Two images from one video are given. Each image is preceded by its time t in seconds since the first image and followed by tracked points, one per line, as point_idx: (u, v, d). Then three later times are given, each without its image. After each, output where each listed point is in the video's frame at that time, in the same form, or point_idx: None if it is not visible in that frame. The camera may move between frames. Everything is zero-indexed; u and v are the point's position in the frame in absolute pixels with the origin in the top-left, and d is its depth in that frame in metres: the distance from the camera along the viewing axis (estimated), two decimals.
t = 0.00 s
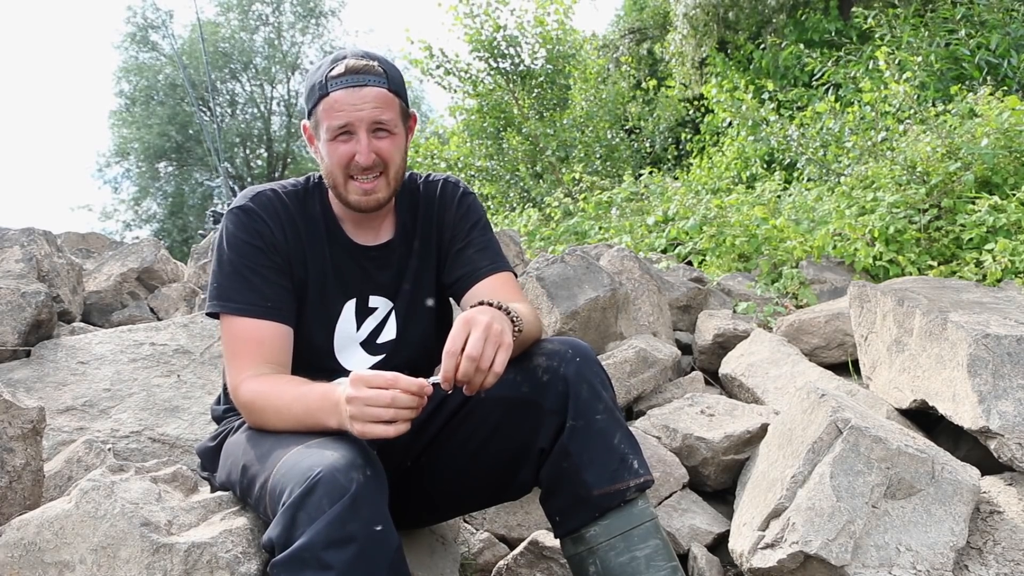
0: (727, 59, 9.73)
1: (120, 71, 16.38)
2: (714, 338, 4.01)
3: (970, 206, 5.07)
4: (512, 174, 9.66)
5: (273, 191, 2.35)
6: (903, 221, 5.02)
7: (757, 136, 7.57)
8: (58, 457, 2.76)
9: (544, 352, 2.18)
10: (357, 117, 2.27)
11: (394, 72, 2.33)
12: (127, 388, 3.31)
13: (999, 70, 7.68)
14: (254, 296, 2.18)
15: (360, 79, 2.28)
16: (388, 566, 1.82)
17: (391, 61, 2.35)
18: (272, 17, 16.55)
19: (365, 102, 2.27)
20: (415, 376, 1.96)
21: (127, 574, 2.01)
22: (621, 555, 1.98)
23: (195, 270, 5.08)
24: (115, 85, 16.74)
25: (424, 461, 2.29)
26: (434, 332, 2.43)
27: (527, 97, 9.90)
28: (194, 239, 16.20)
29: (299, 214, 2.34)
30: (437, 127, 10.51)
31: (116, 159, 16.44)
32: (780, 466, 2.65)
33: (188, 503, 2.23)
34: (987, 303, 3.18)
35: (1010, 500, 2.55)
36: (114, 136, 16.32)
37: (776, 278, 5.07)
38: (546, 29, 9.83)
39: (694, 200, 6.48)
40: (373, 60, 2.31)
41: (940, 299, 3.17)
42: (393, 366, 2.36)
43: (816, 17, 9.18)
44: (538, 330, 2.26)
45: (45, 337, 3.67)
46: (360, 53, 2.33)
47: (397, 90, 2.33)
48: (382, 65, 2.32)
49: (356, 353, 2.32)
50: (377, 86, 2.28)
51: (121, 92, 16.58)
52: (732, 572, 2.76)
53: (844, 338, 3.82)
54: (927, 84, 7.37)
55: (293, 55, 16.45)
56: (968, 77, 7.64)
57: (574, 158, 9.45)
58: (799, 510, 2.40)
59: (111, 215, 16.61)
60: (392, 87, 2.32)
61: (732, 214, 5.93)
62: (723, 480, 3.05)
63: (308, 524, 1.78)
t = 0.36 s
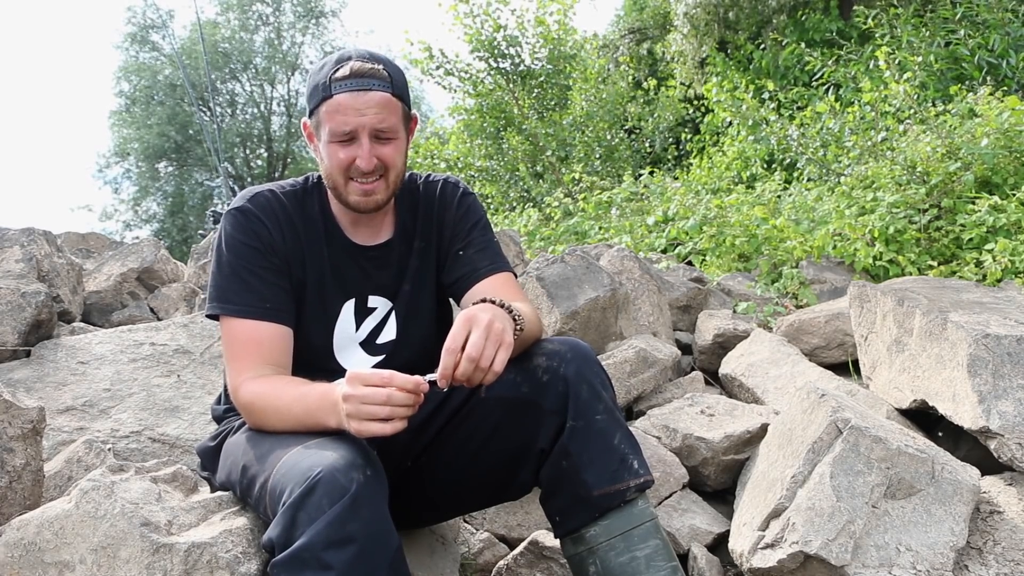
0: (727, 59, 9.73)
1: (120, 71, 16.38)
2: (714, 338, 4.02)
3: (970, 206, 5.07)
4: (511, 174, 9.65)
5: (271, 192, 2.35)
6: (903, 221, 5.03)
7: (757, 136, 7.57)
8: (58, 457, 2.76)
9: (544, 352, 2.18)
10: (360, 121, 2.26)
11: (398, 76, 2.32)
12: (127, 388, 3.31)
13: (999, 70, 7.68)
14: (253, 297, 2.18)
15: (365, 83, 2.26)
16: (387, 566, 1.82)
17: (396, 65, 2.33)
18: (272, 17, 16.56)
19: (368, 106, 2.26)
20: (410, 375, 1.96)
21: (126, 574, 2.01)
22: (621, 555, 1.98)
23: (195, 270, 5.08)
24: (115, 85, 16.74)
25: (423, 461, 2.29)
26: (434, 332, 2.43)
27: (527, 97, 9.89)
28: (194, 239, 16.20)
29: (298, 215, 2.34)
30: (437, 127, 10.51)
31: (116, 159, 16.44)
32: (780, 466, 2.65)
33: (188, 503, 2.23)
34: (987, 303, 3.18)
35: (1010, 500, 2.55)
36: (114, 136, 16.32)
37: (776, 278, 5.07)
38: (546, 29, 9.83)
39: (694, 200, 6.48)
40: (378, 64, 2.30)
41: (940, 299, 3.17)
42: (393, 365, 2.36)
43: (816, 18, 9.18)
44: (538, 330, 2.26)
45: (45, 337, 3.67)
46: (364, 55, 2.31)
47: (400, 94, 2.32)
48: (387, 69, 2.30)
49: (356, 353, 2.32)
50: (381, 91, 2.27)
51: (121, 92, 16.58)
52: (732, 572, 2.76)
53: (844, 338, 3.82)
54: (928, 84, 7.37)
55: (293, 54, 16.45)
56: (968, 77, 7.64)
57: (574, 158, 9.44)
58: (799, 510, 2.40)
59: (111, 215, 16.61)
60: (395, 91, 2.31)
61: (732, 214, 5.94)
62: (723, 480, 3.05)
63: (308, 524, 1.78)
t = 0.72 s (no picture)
0: (727, 59, 9.74)
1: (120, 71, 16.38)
2: (714, 338, 4.02)
3: (970, 206, 5.07)
4: (511, 174, 9.64)
5: (269, 193, 2.35)
6: (903, 221, 5.03)
7: (758, 136, 7.57)
8: (58, 457, 2.76)
9: (545, 352, 2.18)
10: (356, 120, 2.26)
11: (393, 74, 2.32)
12: (127, 388, 3.31)
13: (999, 70, 7.68)
14: (250, 298, 2.18)
15: (360, 81, 2.27)
16: (387, 566, 1.82)
17: (390, 63, 2.34)
18: (272, 17, 16.56)
19: (365, 104, 2.26)
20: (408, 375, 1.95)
21: (127, 574, 2.01)
22: (621, 555, 1.98)
23: (195, 270, 5.08)
24: (115, 85, 16.74)
25: (424, 461, 2.29)
26: (433, 332, 2.43)
27: (527, 97, 9.90)
28: (193, 239, 16.20)
29: (296, 216, 2.34)
30: (437, 127, 10.51)
31: (116, 159, 16.44)
32: (780, 466, 2.65)
33: (188, 503, 2.23)
34: (987, 303, 3.18)
35: (1010, 500, 2.55)
36: (114, 136, 16.32)
37: (776, 278, 5.07)
38: (546, 29, 9.83)
39: (694, 200, 6.48)
40: (372, 63, 2.30)
41: (940, 298, 3.17)
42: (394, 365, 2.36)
43: (816, 18, 9.18)
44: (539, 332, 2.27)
45: (45, 337, 3.67)
46: (358, 55, 2.32)
47: (395, 92, 2.32)
48: (382, 68, 2.31)
49: (356, 353, 2.33)
50: (377, 88, 2.27)
51: (121, 93, 16.58)
52: (732, 572, 2.76)
53: (844, 338, 3.82)
54: (928, 84, 7.38)
55: (293, 54, 16.45)
56: (968, 77, 7.63)
57: (574, 158, 9.43)
58: (799, 510, 2.40)
59: (111, 216, 16.60)
60: (390, 89, 2.31)
61: (732, 214, 5.94)
62: (723, 480, 3.05)
63: (309, 524, 1.78)
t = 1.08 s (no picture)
0: (727, 59, 9.74)
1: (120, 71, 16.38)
2: (714, 338, 4.02)
3: (970, 206, 5.06)
4: (511, 174, 9.63)
5: (267, 193, 2.35)
6: (903, 221, 5.03)
7: (757, 136, 7.57)
8: (58, 457, 2.76)
9: (544, 352, 2.16)
10: (355, 116, 2.26)
11: (395, 74, 2.33)
12: (127, 388, 3.31)
13: (999, 70, 7.67)
14: (249, 298, 2.18)
15: (361, 78, 2.27)
16: (388, 566, 1.82)
17: (392, 63, 2.35)
18: (272, 17, 16.56)
19: (365, 101, 2.26)
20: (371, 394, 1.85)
21: (126, 574, 2.01)
22: (621, 555, 1.98)
23: (195, 270, 5.08)
24: (116, 85, 16.74)
25: (423, 461, 2.29)
26: (433, 331, 2.43)
27: (527, 97, 9.90)
28: (194, 239, 16.20)
29: (295, 216, 2.34)
30: (437, 127, 10.51)
31: (116, 159, 16.44)
32: (780, 466, 2.65)
33: (188, 503, 2.23)
34: (987, 303, 3.18)
35: (1010, 500, 2.55)
36: (114, 136, 16.32)
37: (776, 278, 5.07)
38: (546, 29, 9.83)
39: (694, 200, 6.48)
40: (375, 62, 2.31)
41: (940, 299, 3.17)
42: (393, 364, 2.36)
43: (816, 18, 9.19)
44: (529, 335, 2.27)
45: (45, 337, 3.67)
46: (362, 53, 2.33)
47: (396, 92, 2.33)
48: (384, 67, 2.32)
49: (356, 353, 2.33)
50: (377, 86, 2.28)
51: (120, 93, 16.58)
52: (732, 572, 2.76)
53: (844, 338, 3.82)
54: (928, 84, 7.37)
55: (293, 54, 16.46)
56: (968, 77, 7.63)
57: (574, 158, 9.43)
58: (799, 510, 2.40)
59: (111, 216, 16.60)
60: (391, 89, 2.32)
61: (732, 214, 5.94)
62: (723, 480, 3.05)
63: (309, 524, 1.78)
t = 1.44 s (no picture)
0: (727, 59, 9.74)
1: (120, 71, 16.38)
2: (714, 338, 4.02)
3: (970, 206, 5.07)
4: (511, 174, 9.61)
5: (271, 194, 2.35)
6: (903, 221, 5.02)
7: (758, 135, 7.57)
8: (58, 457, 2.76)
9: (534, 353, 2.18)
10: (359, 124, 2.25)
11: (401, 82, 2.33)
12: (127, 388, 3.31)
13: (999, 70, 7.67)
14: (253, 298, 2.18)
15: (366, 86, 2.27)
16: (389, 567, 1.82)
17: (398, 71, 2.34)
18: (272, 17, 16.56)
19: (369, 109, 2.26)
20: (399, 412, 1.83)
21: (127, 574, 2.01)
22: (619, 558, 1.98)
23: (195, 270, 5.08)
24: (115, 85, 16.74)
25: (418, 463, 2.29)
26: (433, 333, 2.42)
27: (527, 97, 9.91)
28: (193, 239, 16.21)
29: (299, 217, 2.34)
30: (437, 127, 10.51)
31: (116, 159, 16.44)
32: (780, 466, 2.65)
33: (188, 503, 2.23)
34: (987, 303, 3.18)
35: (1010, 500, 2.55)
36: (114, 136, 16.32)
37: (777, 278, 5.07)
38: (546, 29, 9.84)
39: (694, 200, 6.48)
40: (380, 69, 2.30)
41: (940, 299, 3.17)
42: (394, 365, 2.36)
43: (816, 18, 9.19)
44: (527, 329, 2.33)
45: (45, 338, 3.67)
46: (368, 59, 2.32)
47: (401, 99, 2.32)
48: (390, 75, 2.31)
49: (356, 355, 2.33)
50: (382, 95, 2.28)
51: (120, 93, 16.57)
52: (732, 572, 2.76)
53: (844, 338, 3.82)
54: (928, 84, 7.37)
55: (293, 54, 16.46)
56: (968, 77, 7.63)
57: (574, 158, 9.42)
58: (799, 510, 2.40)
59: (111, 216, 16.60)
60: (396, 97, 2.31)
61: (732, 214, 5.93)
62: (723, 480, 3.05)
63: (310, 524, 1.78)
